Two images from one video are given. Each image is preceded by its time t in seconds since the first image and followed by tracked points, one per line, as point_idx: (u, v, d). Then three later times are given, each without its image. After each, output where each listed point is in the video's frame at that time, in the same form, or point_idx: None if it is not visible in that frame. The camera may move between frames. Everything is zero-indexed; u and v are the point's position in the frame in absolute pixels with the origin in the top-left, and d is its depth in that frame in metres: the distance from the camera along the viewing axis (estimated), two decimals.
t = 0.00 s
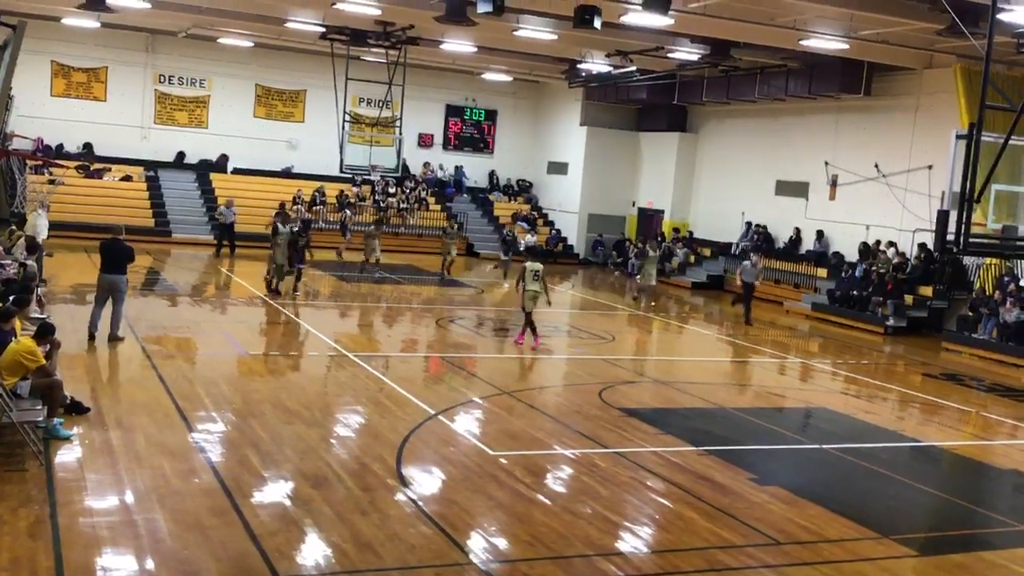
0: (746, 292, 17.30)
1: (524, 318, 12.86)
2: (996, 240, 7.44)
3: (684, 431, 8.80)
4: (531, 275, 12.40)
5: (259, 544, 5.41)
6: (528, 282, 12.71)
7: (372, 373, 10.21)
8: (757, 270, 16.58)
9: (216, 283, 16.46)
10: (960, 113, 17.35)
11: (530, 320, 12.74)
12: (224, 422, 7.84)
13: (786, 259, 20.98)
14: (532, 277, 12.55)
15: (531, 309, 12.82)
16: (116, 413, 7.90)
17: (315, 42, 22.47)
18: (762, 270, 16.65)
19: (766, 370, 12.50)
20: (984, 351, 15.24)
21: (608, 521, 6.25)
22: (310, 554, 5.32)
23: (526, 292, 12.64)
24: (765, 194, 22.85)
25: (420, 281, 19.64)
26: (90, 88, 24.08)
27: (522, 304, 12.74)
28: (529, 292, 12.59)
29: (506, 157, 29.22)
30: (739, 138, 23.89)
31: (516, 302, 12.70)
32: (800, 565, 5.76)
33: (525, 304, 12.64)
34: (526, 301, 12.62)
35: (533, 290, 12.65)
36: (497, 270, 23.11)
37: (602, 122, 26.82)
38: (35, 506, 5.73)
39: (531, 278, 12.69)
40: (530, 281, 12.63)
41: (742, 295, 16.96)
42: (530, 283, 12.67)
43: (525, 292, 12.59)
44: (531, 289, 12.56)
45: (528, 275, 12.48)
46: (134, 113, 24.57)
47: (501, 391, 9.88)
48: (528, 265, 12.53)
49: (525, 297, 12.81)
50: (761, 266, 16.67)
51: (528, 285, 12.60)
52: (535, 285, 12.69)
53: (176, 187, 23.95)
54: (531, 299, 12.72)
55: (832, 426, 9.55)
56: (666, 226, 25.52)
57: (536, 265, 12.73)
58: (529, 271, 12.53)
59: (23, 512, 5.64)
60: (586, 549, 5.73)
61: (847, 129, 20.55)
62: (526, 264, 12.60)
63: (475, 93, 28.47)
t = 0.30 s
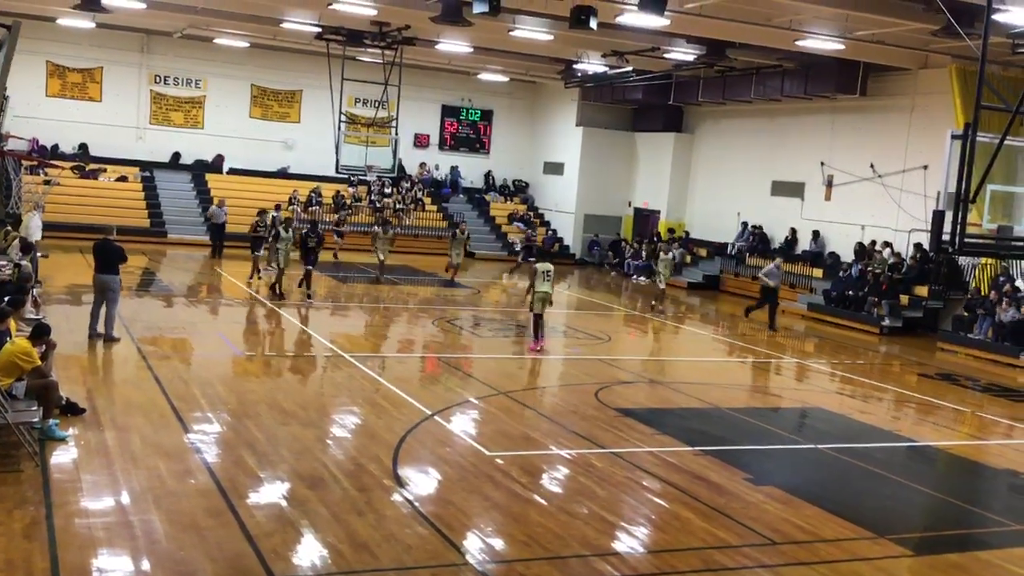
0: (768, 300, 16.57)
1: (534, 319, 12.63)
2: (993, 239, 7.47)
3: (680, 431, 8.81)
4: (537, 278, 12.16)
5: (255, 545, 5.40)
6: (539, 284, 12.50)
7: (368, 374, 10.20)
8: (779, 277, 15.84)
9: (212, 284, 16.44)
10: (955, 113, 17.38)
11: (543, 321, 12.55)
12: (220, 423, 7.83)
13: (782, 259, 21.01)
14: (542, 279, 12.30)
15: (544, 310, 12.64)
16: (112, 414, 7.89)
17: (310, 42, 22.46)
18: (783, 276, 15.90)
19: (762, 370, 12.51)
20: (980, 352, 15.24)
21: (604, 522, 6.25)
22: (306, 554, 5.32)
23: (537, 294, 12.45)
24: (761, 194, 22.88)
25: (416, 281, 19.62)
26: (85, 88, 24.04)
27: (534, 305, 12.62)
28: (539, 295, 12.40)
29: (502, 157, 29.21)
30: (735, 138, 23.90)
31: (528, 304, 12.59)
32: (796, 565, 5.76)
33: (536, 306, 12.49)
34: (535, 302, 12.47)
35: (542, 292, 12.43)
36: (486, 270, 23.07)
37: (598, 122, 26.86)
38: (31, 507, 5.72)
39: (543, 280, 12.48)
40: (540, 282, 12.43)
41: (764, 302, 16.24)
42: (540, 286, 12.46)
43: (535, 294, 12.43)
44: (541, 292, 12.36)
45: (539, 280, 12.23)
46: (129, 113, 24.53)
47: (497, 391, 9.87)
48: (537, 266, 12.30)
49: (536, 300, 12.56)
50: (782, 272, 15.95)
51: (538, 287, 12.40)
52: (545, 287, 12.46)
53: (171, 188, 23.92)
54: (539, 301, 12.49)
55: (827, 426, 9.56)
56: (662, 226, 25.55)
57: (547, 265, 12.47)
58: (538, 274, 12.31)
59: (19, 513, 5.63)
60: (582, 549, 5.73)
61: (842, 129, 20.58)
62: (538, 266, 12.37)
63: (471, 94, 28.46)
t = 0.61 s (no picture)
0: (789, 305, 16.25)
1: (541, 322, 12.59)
2: (987, 239, 7.48)
3: (675, 431, 8.82)
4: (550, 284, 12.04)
5: (250, 545, 5.39)
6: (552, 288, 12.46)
7: (364, 373, 10.19)
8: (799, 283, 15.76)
9: (207, 283, 16.41)
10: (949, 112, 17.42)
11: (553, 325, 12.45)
12: (215, 422, 7.82)
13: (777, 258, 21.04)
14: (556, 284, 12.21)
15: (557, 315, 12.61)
16: (106, 413, 7.87)
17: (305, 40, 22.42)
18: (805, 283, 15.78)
19: (758, 369, 12.52)
20: (974, 351, 15.28)
21: (600, 521, 6.25)
22: (301, 554, 5.31)
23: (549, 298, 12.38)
24: (756, 194, 22.90)
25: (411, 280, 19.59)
26: (80, 87, 23.98)
27: (546, 310, 12.66)
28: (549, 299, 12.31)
29: (498, 156, 29.21)
30: (730, 138, 23.94)
31: (539, 307, 12.64)
32: (791, 564, 5.77)
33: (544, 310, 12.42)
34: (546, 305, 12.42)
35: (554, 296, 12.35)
36: (484, 271, 22.93)
37: (592, 121, 26.89)
38: (25, 507, 5.71)
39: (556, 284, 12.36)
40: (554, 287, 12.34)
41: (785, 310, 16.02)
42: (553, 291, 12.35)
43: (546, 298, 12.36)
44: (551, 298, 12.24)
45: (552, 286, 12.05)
46: (124, 112, 24.48)
47: (492, 391, 9.86)
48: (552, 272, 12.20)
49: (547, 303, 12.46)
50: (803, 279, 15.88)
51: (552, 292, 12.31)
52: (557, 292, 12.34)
53: (165, 187, 23.86)
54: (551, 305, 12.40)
55: (822, 425, 9.57)
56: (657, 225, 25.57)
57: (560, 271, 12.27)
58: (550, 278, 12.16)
59: (13, 513, 5.61)
60: (577, 548, 5.74)
61: (837, 129, 20.62)
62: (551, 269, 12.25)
63: (467, 93, 28.45)
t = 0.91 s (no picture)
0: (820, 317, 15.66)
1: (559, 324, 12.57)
2: (985, 240, 7.48)
3: (673, 431, 8.82)
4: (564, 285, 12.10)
5: (248, 545, 5.39)
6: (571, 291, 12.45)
7: (361, 374, 10.19)
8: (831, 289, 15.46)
9: (204, 283, 16.39)
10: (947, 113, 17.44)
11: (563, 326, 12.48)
12: (213, 423, 7.81)
13: (774, 259, 21.04)
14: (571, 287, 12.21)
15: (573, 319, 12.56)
16: (103, 413, 7.86)
17: (304, 41, 22.42)
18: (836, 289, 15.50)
19: (755, 370, 12.53)
20: (971, 352, 15.32)
21: (598, 522, 6.26)
22: (299, 554, 5.31)
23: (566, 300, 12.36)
24: (754, 195, 22.93)
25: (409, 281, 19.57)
26: (78, 87, 23.97)
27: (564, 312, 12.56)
28: (565, 300, 12.39)
29: (495, 157, 29.20)
30: (728, 139, 23.97)
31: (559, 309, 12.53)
32: (789, 565, 5.78)
33: (558, 312, 12.54)
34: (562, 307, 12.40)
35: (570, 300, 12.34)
36: (484, 270, 22.96)
37: (590, 122, 26.92)
38: (22, 507, 5.70)
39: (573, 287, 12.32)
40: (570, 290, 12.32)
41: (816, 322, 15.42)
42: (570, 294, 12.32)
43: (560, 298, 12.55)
44: (564, 298, 12.34)
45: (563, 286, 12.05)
46: (121, 112, 24.46)
47: (490, 391, 9.86)
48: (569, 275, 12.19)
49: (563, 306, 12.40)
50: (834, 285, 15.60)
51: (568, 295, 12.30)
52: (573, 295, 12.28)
53: (163, 187, 23.85)
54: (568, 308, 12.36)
55: (820, 426, 9.58)
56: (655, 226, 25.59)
57: (578, 275, 12.26)
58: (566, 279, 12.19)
59: (10, 513, 5.60)
60: (575, 549, 5.74)
61: (835, 130, 20.65)
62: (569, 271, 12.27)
63: (465, 93, 28.45)
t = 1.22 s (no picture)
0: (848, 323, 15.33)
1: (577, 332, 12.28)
2: (983, 242, 7.47)
3: (670, 433, 8.82)
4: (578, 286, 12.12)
5: (245, 546, 5.38)
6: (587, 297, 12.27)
7: (359, 375, 10.18)
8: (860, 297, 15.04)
9: (202, 284, 16.37)
10: (945, 115, 17.44)
11: (582, 332, 12.60)
12: (210, 424, 7.80)
13: (772, 260, 21.03)
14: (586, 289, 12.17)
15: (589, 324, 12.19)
16: (100, 414, 7.85)
17: (302, 42, 22.42)
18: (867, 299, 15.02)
19: (752, 371, 12.54)
20: (969, 353, 15.33)
21: (595, 523, 6.25)
22: (295, 556, 5.30)
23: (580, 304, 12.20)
24: (752, 197, 22.94)
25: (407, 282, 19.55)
26: (76, 88, 23.96)
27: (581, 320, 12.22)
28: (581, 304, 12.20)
29: (493, 158, 29.21)
30: (726, 140, 23.97)
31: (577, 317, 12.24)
32: (786, 566, 5.78)
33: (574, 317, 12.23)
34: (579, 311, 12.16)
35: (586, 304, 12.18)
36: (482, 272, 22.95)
37: (588, 124, 26.94)
38: (19, 508, 5.69)
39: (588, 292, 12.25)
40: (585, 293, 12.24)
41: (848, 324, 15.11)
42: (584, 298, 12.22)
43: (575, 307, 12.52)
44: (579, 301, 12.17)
45: (576, 287, 12.18)
46: (119, 113, 24.45)
47: (488, 392, 9.86)
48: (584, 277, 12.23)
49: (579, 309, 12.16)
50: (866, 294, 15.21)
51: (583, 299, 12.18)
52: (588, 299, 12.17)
53: (161, 188, 23.82)
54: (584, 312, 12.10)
55: (817, 427, 9.58)
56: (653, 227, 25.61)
57: (593, 278, 12.20)
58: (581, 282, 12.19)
59: (7, 514, 5.59)
60: (573, 550, 5.74)
61: (832, 132, 20.67)
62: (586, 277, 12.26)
63: (463, 95, 28.46)
